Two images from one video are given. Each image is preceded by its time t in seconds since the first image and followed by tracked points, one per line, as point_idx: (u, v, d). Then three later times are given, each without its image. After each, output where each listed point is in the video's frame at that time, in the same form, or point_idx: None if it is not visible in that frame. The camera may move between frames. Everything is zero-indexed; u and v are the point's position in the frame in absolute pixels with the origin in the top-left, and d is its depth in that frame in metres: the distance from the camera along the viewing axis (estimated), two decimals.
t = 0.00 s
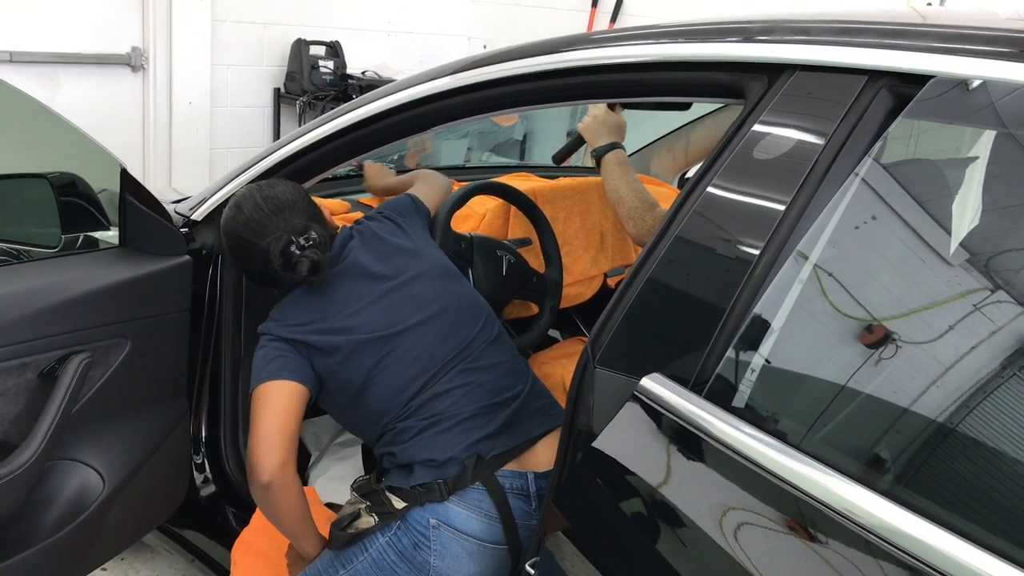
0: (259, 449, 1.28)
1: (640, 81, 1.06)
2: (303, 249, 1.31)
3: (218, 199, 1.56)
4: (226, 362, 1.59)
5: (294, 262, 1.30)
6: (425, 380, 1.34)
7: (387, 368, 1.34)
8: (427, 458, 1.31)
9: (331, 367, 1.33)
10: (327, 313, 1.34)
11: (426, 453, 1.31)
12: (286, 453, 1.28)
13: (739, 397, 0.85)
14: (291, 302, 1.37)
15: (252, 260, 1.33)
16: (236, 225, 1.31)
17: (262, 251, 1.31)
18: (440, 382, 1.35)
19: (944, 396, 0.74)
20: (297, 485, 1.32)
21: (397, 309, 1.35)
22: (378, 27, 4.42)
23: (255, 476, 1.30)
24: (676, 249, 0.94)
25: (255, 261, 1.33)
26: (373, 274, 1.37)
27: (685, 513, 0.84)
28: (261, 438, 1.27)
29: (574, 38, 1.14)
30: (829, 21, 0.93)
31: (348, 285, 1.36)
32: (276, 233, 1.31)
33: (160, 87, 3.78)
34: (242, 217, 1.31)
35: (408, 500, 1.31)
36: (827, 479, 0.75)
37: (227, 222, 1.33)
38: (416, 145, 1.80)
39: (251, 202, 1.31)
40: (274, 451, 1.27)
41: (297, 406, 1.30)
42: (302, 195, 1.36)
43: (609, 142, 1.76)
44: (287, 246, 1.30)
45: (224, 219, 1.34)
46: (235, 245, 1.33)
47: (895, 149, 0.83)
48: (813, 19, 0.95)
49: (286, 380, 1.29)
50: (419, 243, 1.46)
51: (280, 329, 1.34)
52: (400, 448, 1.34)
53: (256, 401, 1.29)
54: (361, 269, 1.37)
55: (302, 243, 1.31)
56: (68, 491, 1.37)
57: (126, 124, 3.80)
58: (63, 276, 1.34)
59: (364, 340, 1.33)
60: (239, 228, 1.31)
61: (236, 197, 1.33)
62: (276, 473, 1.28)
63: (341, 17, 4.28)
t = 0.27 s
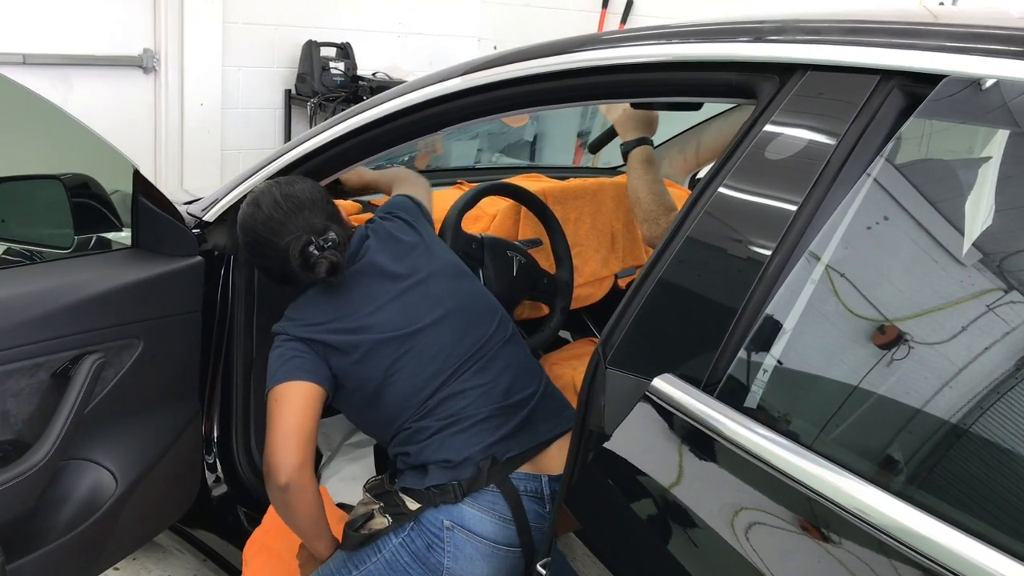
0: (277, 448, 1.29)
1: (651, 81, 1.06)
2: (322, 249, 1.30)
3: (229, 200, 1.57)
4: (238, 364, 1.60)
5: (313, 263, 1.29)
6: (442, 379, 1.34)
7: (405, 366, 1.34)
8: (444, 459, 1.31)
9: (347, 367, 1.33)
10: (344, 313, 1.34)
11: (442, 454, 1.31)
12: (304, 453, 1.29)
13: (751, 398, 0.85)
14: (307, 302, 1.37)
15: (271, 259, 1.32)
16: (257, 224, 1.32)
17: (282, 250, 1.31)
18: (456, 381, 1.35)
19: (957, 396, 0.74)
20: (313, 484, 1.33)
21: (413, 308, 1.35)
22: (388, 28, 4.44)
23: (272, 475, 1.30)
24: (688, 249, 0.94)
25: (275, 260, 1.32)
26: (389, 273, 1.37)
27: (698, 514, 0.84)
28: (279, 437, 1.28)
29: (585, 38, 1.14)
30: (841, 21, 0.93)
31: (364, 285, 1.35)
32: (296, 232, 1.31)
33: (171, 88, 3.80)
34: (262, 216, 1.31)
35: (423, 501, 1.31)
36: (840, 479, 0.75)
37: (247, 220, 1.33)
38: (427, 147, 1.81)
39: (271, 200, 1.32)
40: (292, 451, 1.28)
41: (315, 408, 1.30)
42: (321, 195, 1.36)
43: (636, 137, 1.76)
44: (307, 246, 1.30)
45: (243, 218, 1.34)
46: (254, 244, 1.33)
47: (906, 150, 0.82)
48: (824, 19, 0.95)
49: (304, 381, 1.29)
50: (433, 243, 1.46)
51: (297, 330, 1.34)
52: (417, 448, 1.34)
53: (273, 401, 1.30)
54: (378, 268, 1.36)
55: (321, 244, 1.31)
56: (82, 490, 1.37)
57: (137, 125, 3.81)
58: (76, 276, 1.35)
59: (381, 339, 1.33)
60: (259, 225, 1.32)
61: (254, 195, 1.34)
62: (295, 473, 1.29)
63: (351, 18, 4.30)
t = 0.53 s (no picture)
0: (287, 446, 1.29)
1: (666, 77, 1.05)
2: (335, 254, 1.31)
3: (244, 197, 1.58)
4: (252, 361, 1.61)
5: (326, 267, 1.30)
6: (452, 379, 1.34)
7: (416, 365, 1.34)
8: (457, 458, 1.31)
9: (356, 366, 1.34)
10: (353, 314, 1.35)
11: (455, 453, 1.31)
12: (314, 450, 1.29)
13: (767, 395, 0.85)
14: (318, 303, 1.38)
15: (283, 263, 1.33)
16: (268, 229, 1.33)
17: (294, 255, 1.32)
18: (467, 381, 1.35)
19: (974, 393, 0.73)
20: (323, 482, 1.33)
21: (422, 308, 1.36)
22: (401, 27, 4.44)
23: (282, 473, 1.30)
24: (703, 246, 0.94)
25: (287, 264, 1.33)
26: (399, 276, 1.38)
27: (713, 511, 0.83)
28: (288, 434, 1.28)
29: (599, 34, 1.14)
30: (857, 15, 0.92)
31: (373, 287, 1.36)
32: (308, 237, 1.31)
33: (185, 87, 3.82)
34: (273, 220, 1.32)
35: (438, 500, 1.32)
36: (856, 475, 0.75)
37: (258, 224, 1.34)
38: (440, 144, 1.81)
39: (281, 204, 1.32)
40: (302, 448, 1.28)
41: (323, 405, 1.31)
42: (332, 198, 1.37)
43: (670, 127, 1.74)
44: (319, 251, 1.31)
45: (254, 221, 1.35)
46: (265, 247, 1.34)
47: (922, 145, 0.81)
48: (840, 13, 0.94)
49: (314, 379, 1.30)
50: (443, 247, 1.46)
51: (307, 329, 1.35)
52: (429, 447, 1.34)
53: (282, 399, 1.30)
54: (388, 271, 1.37)
55: (333, 248, 1.32)
56: (97, 486, 1.38)
57: (152, 124, 3.83)
58: (92, 273, 1.36)
59: (391, 339, 1.33)
60: (271, 229, 1.32)
61: (264, 199, 1.35)
62: (304, 469, 1.29)
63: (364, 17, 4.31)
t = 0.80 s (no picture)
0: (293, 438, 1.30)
1: (679, 76, 1.05)
2: (343, 250, 1.31)
3: (258, 197, 1.59)
4: (266, 359, 1.62)
5: (335, 263, 1.30)
6: (459, 374, 1.35)
7: (422, 362, 1.34)
8: (462, 454, 1.31)
9: (365, 360, 1.35)
10: (363, 308, 1.36)
11: (461, 450, 1.31)
12: (319, 445, 1.30)
13: (780, 394, 0.85)
14: (331, 297, 1.39)
15: (294, 260, 1.34)
16: (278, 227, 1.34)
17: (303, 252, 1.32)
18: (472, 377, 1.35)
19: (990, 394, 0.73)
20: (330, 477, 1.34)
21: (431, 302, 1.36)
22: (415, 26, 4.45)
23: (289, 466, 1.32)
24: (717, 245, 0.94)
25: (297, 261, 1.34)
26: (409, 269, 1.38)
27: (726, 510, 0.83)
28: (295, 427, 1.30)
29: (612, 33, 1.14)
30: (871, 14, 0.91)
31: (383, 281, 1.37)
32: (316, 233, 1.32)
33: (199, 87, 3.84)
34: (282, 217, 1.33)
35: (444, 496, 1.32)
36: (870, 475, 0.75)
37: (269, 222, 1.35)
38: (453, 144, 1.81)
39: (290, 202, 1.33)
40: (306, 441, 1.29)
41: (331, 400, 1.32)
42: (342, 193, 1.37)
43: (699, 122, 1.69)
44: (328, 247, 1.31)
45: (265, 219, 1.36)
46: (277, 245, 1.35)
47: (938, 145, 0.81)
48: (854, 12, 0.94)
49: (322, 372, 1.32)
50: (455, 238, 1.46)
51: (318, 323, 1.37)
52: (435, 443, 1.35)
53: (292, 393, 1.32)
54: (397, 264, 1.38)
55: (342, 244, 1.32)
56: (113, 484, 1.39)
57: (166, 124, 3.86)
58: (108, 272, 1.37)
59: (399, 334, 1.34)
60: (281, 226, 1.33)
61: (273, 197, 1.36)
62: (308, 463, 1.30)
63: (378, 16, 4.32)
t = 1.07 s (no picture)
0: (320, 450, 1.30)
1: (688, 79, 1.05)
2: (357, 247, 1.32)
3: (268, 200, 1.59)
4: (277, 361, 1.62)
5: (350, 261, 1.31)
6: (484, 380, 1.35)
7: (447, 367, 1.34)
8: (482, 462, 1.31)
9: (391, 366, 1.34)
10: (388, 312, 1.35)
11: (481, 458, 1.31)
12: (346, 457, 1.31)
13: (790, 397, 0.85)
14: (353, 300, 1.39)
15: (310, 261, 1.35)
16: (292, 228, 1.34)
17: (318, 252, 1.33)
18: (498, 382, 1.36)
19: (1001, 397, 0.73)
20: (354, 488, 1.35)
21: (456, 306, 1.36)
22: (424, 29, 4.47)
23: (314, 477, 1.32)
24: (726, 247, 0.94)
25: (314, 262, 1.35)
26: (433, 272, 1.38)
27: (735, 513, 0.83)
28: (322, 439, 1.30)
29: (621, 36, 1.14)
30: (880, 16, 0.91)
31: (408, 285, 1.37)
32: (330, 233, 1.33)
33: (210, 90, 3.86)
34: (296, 219, 1.34)
35: (460, 503, 1.32)
36: (879, 478, 0.74)
37: (283, 225, 1.36)
38: (463, 146, 1.81)
39: (304, 204, 1.34)
40: (333, 454, 1.30)
41: (357, 411, 1.32)
42: (354, 194, 1.38)
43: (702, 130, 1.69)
44: (342, 245, 1.32)
45: (280, 223, 1.37)
46: (293, 248, 1.36)
47: (948, 147, 0.80)
48: (864, 15, 0.93)
49: (347, 382, 1.31)
50: (477, 240, 1.46)
51: (342, 328, 1.36)
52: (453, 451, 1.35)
53: (317, 403, 1.32)
54: (421, 267, 1.38)
55: (356, 242, 1.33)
56: (123, 487, 1.40)
57: (177, 127, 3.88)
58: (119, 275, 1.37)
59: (425, 339, 1.33)
60: (297, 232, 1.34)
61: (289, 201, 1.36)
62: (336, 475, 1.30)
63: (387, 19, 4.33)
